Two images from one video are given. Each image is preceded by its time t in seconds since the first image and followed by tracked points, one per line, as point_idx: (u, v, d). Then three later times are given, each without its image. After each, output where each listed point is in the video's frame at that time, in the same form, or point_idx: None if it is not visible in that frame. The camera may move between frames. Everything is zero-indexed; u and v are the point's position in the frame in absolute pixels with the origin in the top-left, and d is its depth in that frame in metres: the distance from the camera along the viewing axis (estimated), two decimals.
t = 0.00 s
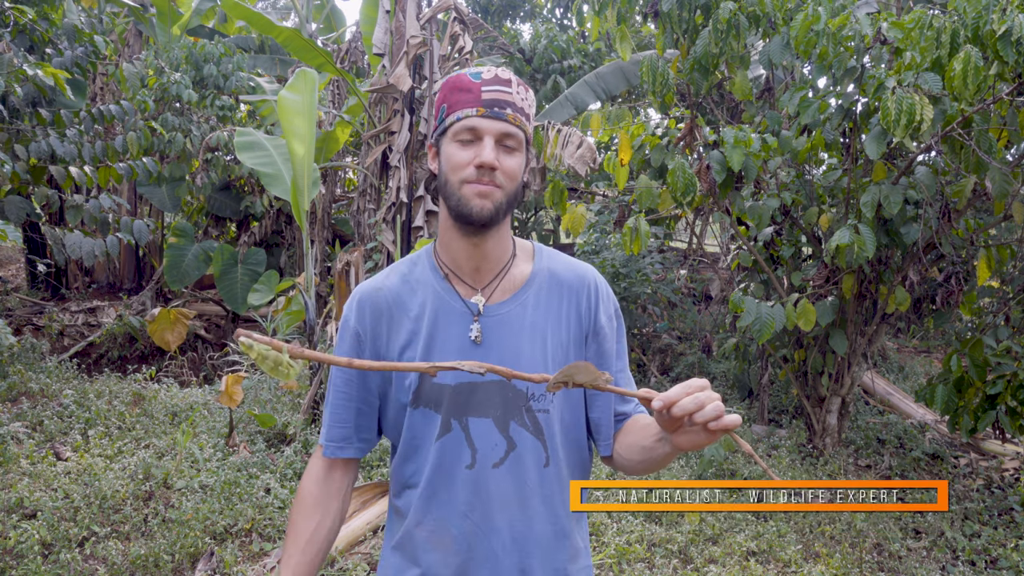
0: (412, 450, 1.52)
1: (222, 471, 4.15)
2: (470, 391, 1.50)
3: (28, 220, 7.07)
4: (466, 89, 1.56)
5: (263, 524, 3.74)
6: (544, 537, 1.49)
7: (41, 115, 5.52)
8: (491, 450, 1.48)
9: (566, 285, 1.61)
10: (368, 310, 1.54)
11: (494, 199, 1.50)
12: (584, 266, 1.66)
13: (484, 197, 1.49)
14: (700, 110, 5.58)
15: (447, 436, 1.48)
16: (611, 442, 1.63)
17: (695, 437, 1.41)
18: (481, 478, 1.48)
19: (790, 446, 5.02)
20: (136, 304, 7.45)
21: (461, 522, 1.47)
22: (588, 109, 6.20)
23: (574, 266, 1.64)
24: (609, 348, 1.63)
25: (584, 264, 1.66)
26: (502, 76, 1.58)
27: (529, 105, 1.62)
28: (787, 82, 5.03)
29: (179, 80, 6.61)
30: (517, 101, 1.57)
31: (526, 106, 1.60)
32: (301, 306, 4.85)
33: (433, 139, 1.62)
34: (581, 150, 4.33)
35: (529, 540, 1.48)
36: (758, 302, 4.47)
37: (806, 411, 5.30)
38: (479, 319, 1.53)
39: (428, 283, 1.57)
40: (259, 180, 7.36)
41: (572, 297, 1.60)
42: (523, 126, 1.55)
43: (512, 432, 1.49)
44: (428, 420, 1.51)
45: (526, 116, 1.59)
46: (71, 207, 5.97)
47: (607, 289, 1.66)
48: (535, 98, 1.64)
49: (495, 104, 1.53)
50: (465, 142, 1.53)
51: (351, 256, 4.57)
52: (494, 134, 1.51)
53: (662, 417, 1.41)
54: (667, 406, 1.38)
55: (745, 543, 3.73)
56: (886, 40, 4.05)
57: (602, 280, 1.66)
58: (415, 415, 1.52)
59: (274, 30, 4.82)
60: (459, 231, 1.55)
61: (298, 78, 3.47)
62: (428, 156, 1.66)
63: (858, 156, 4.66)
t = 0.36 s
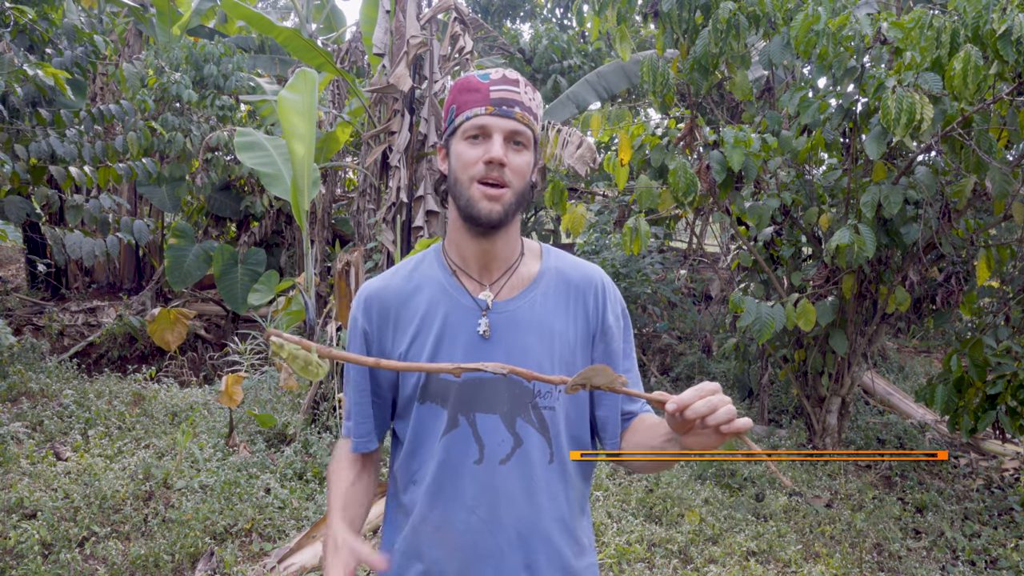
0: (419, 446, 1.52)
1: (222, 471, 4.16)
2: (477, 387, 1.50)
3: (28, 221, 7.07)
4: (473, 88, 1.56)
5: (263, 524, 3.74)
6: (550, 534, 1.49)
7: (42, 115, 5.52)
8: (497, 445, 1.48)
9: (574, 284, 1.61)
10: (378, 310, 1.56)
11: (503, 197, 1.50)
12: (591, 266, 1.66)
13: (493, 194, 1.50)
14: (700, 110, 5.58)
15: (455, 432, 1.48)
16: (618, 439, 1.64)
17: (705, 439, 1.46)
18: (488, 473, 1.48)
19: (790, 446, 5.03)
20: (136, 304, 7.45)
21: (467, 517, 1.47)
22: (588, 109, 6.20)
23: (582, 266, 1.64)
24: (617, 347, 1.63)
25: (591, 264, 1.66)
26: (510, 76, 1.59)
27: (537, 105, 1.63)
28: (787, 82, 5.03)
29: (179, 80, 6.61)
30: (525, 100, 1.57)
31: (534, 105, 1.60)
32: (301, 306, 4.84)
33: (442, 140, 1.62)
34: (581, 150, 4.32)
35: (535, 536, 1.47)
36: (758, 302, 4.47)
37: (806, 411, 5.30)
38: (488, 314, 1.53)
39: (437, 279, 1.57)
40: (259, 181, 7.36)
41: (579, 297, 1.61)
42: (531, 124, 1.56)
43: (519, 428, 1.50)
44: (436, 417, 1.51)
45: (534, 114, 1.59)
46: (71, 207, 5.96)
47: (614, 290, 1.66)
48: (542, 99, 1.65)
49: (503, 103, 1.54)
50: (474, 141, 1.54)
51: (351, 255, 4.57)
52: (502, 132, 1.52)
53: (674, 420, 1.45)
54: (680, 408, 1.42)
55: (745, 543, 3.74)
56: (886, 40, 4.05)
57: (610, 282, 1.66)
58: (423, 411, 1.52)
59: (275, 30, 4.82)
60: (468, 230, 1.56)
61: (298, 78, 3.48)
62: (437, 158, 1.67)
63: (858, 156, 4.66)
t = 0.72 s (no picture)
0: (423, 444, 1.52)
1: (222, 471, 4.16)
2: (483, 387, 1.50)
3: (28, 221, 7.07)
4: (478, 97, 1.56)
5: (263, 524, 3.74)
6: (552, 534, 1.49)
7: (42, 115, 5.51)
8: (502, 445, 1.48)
9: (581, 287, 1.62)
10: (385, 305, 1.54)
11: (503, 208, 1.51)
12: (598, 270, 1.67)
13: (493, 204, 1.51)
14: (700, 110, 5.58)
15: (460, 430, 1.48)
16: (625, 441, 1.65)
17: (711, 431, 1.47)
18: (492, 472, 1.47)
19: (790, 446, 5.03)
20: (136, 304, 7.45)
21: (471, 516, 1.47)
22: (588, 108, 6.20)
23: (588, 269, 1.65)
24: (623, 349, 1.64)
25: (597, 268, 1.67)
26: (514, 83, 1.57)
27: (544, 109, 1.62)
28: (787, 82, 5.03)
29: (179, 80, 6.61)
30: (529, 109, 1.56)
31: (540, 113, 1.59)
32: (301, 306, 4.84)
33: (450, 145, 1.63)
34: (581, 150, 4.32)
35: (538, 537, 1.47)
36: (758, 302, 4.47)
37: (806, 411, 5.30)
38: (494, 314, 1.54)
39: (445, 278, 1.57)
40: (259, 181, 7.36)
41: (585, 298, 1.62)
42: (534, 133, 1.55)
43: (524, 428, 1.50)
44: (441, 415, 1.50)
45: (539, 122, 1.58)
46: (71, 207, 5.96)
47: (621, 293, 1.67)
48: (550, 102, 1.63)
49: (505, 113, 1.54)
50: (476, 151, 1.54)
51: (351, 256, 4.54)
52: (503, 143, 1.52)
53: (680, 412, 1.47)
54: (686, 399, 1.44)
55: (745, 543, 3.74)
56: (886, 40, 4.05)
57: (616, 285, 1.67)
58: (428, 409, 1.51)
59: (275, 30, 4.82)
60: (471, 235, 1.57)
61: (299, 78, 3.49)
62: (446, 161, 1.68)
63: (858, 156, 4.66)
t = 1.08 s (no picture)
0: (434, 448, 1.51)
1: (222, 471, 4.16)
2: (496, 389, 1.50)
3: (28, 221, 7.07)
4: (490, 102, 1.55)
5: (263, 524, 3.74)
6: (565, 533, 1.49)
7: (41, 116, 5.51)
8: (515, 445, 1.48)
9: (588, 286, 1.63)
10: (394, 310, 1.54)
11: (517, 216, 1.53)
12: (604, 271, 1.68)
13: (507, 212, 1.52)
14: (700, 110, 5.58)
15: (472, 432, 1.48)
16: (634, 440, 1.67)
17: (717, 424, 1.49)
18: (505, 474, 1.48)
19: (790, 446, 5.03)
20: (136, 304, 7.45)
21: (485, 517, 1.47)
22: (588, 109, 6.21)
23: (595, 270, 1.66)
24: (631, 348, 1.66)
25: (603, 268, 1.69)
26: (527, 89, 1.57)
27: (555, 112, 1.61)
28: (787, 82, 5.03)
29: (179, 80, 6.61)
30: (542, 114, 1.56)
31: (552, 117, 1.59)
32: (301, 306, 4.84)
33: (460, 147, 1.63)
34: (581, 150, 4.32)
35: (551, 538, 1.48)
36: (758, 302, 4.47)
37: (806, 411, 5.30)
38: (504, 316, 1.54)
39: (453, 280, 1.56)
40: (259, 181, 7.36)
41: (592, 298, 1.64)
42: (548, 139, 1.55)
43: (536, 429, 1.50)
44: (452, 417, 1.50)
45: (551, 126, 1.58)
46: (70, 207, 5.96)
47: (627, 293, 1.69)
48: (560, 104, 1.63)
49: (519, 121, 1.53)
50: (489, 157, 1.54)
51: (351, 255, 4.56)
52: (517, 152, 1.52)
53: (686, 404, 1.48)
54: (690, 392, 1.45)
55: (745, 543, 3.74)
56: (886, 40, 4.05)
57: (622, 285, 1.69)
58: (438, 412, 1.51)
59: (275, 30, 4.82)
60: (482, 238, 1.57)
61: (298, 78, 3.49)
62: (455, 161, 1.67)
63: (858, 156, 4.66)
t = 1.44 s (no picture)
0: (437, 447, 1.51)
1: (222, 471, 4.16)
2: (500, 389, 1.50)
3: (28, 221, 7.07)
4: (494, 105, 1.55)
5: (263, 524, 3.74)
6: (565, 534, 1.49)
7: (42, 116, 5.51)
8: (517, 446, 1.48)
9: (594, 288, 1.64)
10: (400, 308, 1.54)
11: (520, 217, 1.52)
12: (610, 272, 1.68)
13: (510, 214, 1.52)
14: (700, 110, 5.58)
15: (474, 431, 1.48)
16: (642, 443, 1.67)
17: (724, 427, 1.48)
18: (506, 474, 1.48)
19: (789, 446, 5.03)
20: (136, 304, 7.45)
21: (486, 517, 1.46)
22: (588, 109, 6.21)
23: (601, 271, 1.66)
24: (638, 349, 1.65)
25: (609, 270, 1.69)
26: (531, 91, 1.57)
27: (560, 113, 1.61)
28: (787, 82, 5.03)
29: (179, 80, 6.61)
30: (547, 116, 1.56)
31: (557, 118, 1.58)
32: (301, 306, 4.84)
33: (466, 149, 1.63)
34: (581, 150, 4.32)
35: (552, 539, 1.47)
36: (758, 302, 4.47)
37: (806, 411, 5.30)
38: (508, 316, 1.54)
39: (459, 281, 1.57)
40: (259, 181, 7.36)
41: (598, 300, 1.64)
42: (552, 142, 1.55)
43: (538, 429, 1.50)
44: (455, 417, 1.50)
45: (556, 128, 1.58)
46: (71, 207, 5.96)
47: (633, 295, 1.68)
48: (566, 106, 1.63)
49: (523, 123, 1.53)
50: (493, 160, 1.54)
51: (351, 255, 4.56)
52: (521, 155, 1.52)
53: (693, 405, 1.49)
54: (696, 392, 1.46)
55: (745, 543, 3.73)
56: (886, 40, 4.05)
57: (628, 287, 1.68)
58: (441, 411, 1.51)
59: (275, 30, 4.82)
60: (486, 240, 1.57)
61: (298, 78, 3.50)
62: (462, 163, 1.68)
63: (858, 156, 4.66)
